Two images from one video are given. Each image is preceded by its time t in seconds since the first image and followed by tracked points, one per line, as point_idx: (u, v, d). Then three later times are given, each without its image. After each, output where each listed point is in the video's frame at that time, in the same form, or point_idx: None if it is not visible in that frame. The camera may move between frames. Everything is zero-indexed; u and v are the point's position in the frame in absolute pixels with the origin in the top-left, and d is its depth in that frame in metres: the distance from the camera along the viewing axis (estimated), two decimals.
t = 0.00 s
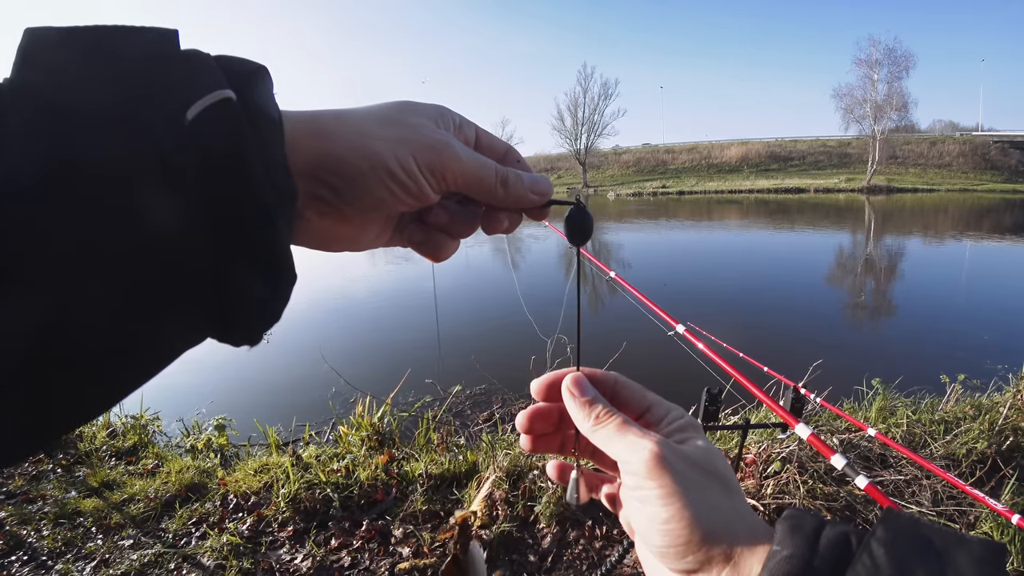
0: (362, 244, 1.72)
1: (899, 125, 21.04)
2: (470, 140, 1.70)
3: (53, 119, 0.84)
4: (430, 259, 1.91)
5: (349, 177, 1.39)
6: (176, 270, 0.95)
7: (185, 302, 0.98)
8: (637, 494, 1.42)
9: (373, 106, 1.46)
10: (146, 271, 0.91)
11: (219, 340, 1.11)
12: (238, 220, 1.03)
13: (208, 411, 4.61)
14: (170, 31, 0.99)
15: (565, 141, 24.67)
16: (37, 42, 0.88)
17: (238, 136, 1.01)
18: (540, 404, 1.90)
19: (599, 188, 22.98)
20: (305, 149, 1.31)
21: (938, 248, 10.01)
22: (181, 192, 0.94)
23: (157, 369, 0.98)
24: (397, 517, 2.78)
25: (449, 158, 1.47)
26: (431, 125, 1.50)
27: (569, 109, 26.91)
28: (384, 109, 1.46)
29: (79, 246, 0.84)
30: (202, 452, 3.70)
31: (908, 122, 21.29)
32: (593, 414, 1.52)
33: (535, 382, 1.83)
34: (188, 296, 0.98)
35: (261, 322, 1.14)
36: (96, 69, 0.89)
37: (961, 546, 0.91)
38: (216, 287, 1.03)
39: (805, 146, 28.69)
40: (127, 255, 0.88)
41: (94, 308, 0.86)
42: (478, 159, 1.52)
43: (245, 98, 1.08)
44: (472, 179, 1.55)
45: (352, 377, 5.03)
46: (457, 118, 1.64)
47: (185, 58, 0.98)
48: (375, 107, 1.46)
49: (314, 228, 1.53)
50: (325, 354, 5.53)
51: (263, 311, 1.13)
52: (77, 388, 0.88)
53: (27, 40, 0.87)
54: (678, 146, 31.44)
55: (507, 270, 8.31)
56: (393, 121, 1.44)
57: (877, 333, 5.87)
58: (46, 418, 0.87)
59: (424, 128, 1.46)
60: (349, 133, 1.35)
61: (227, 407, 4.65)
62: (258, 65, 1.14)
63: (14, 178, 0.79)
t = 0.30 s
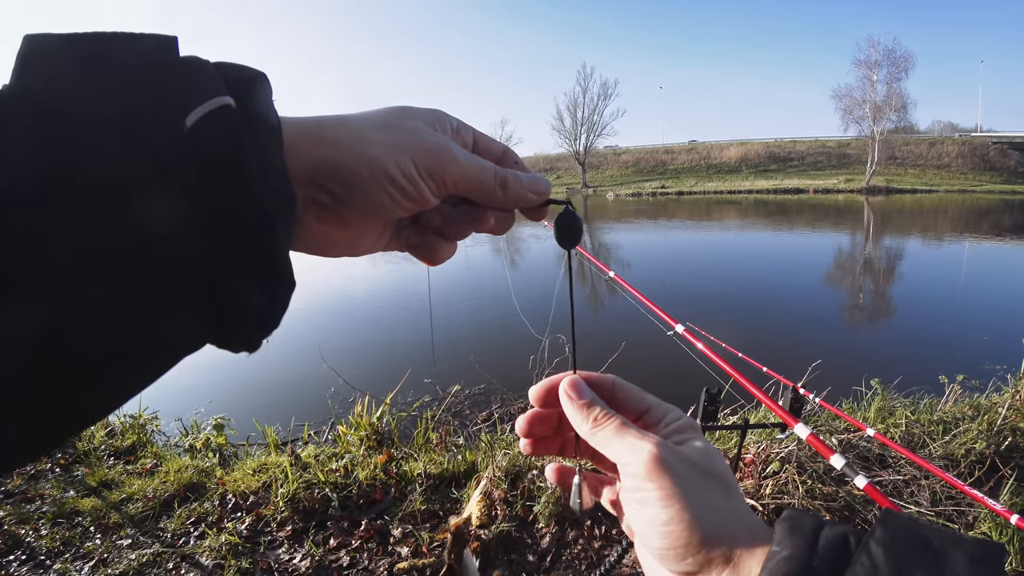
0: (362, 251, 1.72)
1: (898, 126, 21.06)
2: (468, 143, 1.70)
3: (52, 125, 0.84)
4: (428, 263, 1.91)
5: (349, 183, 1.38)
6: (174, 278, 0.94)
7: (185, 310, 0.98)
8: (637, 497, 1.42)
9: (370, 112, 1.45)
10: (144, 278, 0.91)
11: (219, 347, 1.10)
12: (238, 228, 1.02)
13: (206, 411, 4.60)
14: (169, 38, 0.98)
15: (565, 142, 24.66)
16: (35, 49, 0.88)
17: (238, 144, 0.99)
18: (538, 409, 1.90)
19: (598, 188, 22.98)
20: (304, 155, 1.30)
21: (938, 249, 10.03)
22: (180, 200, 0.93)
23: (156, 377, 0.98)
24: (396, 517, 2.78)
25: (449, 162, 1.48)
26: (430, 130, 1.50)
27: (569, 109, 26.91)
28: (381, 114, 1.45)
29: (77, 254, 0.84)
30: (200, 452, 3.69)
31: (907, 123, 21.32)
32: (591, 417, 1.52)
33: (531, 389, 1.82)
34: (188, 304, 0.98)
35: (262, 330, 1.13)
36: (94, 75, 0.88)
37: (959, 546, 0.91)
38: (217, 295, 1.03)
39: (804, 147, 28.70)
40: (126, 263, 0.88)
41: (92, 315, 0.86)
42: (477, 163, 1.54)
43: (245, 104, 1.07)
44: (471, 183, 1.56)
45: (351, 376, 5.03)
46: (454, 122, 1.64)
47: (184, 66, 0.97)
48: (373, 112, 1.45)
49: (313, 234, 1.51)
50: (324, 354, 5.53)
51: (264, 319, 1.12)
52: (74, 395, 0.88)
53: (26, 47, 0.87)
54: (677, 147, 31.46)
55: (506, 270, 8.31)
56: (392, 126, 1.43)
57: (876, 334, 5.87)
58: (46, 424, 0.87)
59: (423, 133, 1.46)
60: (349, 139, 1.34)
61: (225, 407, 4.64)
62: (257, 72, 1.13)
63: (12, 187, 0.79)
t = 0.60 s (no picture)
0: (352, 272, 1.66)
1: (897, 126, 21.08)
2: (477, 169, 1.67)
3: (55, 145, 0.84)
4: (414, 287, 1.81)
5: (356, 205, 1.38)
6: (178, 298, 0.94)
7: (188, 329, 0.97)
8: (639, 494, 1.42)
9: (379, 133, 1.46)
10: (148, 296, 0.90)
11: (222, 362, 1.09)
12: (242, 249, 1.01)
13: (206, 410, 4.59)
14: (176, 56, 0.98)
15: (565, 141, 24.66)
16: (41, 66, 0.88)
17: (243, 167, 0.98)
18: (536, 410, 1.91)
19: (598, 188, 22.98)
20: (312, 178, 1.31)
21: (937, 249, 10.03)
22: (184, 223, 0.92)
23: (160, 393, 0.97)
24: (393, 516, 2.77)
25: (458, 180, 1.47)
26: (439, 150, 1.50)
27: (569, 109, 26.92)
28: (391, 136, 1.46)
29: (80, 271, 0.84)
30: (200, 452, 3.70)
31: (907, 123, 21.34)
32: (590, 416, 1.52)
33: (528, 387, 1.82)
34: (193, 323, 0.97)
35: (264, 348, 1.12)
36: (98, 93, 0.88)
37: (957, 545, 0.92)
38: (220, 313, 1.02)
39: (804, 147, 28.71)
40: (129, 281, 0.88)
41: (95, 334, 0.86)
42: (487, 180, 1.53)
43: (252, 123, 1.06)
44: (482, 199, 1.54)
45: (350, 376, 5.03)
46: (467, 146, 1.63)
47: (191, 85, 0.96)
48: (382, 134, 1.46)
49: (318, 256, 1.51)
50: (323, 353, 5.53)
51: (267, 338, 1.11)
52: (77, 413, 0.87)
53: (30, 63, 0.87)
54: (677, 147, 31.47)
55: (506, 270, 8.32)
56: (401, 147, 1.44)
57: (875, 334, 5.88)
58: (49, 435, 0.86)
59: (432, 154, 1.46)
60: (357, 161, 1.35)
61: (225, 406, 4.64)
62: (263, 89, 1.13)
63: (14, 206, 0.81)
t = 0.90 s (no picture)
0: (346, 263, 1.67)
1: (897, 125, 21.07)
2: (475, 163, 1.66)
3: (52, 135, 0.84)
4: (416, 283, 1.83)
5: (350, 195, 1.38)
6: (176, 297, 0.94)
7: (187, 327, 0.98)
8: (644, 496, 1.42)
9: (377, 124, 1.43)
10: (146, 296, 0.90)
11: (221, 357, 1.10)
12: (240, 247, 1.01)
13: (205, 409, 4.59)
14: (173, 47, 0.97)
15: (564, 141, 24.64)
16: (37, 58, 0.88)
17: (240, 160, 0.98)
18: (540, 414, 1.91)
19: (598, 188, 22.97)
20: (305, 167, 1.29)
21: (937, 249, 10.03)
22: (182, 223, 0.93)
23: (158, 389, 0.98)
24: (392, 517, 2.76)
25: (458, 168, 1.43)
26: (438, 142, 1.48)
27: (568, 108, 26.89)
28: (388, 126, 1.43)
29: (79, 271, 0.84)
30: (199, 451, 3.70)
31: (906, 123, 21.33)
32: (594, 418, 1.52)
33: (530, 391, 1.81)
34: (191, 322, 0.98)
35: (264, 346, 1.13)
36: (95, 83, 0.88)
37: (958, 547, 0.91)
38: (219, 311, 1.03)
39: (803, 146, 28.70)
40: (128, 282, 0.88)
41: (94, 333, 0.86)
42: (489, 168, 1.46)
43: (250, 116, 1.05)
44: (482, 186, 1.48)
45: (350, 375, 5.03)
46: (464, 140, 1.60)
47: (187, 75, 0.97)
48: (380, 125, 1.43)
49: (315, 246, 1.52)
50: (323, 352, 5.53)
51: (267, 336, 1.12)
52: (77, 411, 0.88)
53: (27, 56, 0.87)
54: (677, 147, 31.46)
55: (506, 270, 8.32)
56: (397, 137, 1.40)
57: (874, 334, 5.88)
58: (47, 431, 0.87)
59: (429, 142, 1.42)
60: (349, 148, 1.32)
61: (224, 406, 4.64)
62: (260, 79, 1.12)
63: (9, 203, 0.80)
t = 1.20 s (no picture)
0: (352, 268, 1.66)
1: (896, 124, 21.07)
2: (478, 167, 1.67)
3: (55, 139, 0.84)
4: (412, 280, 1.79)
5: (357, 202, 1.39)
6: (181, 301, 0.94)
7: (191, 331, 0.98)
8: (643, 489, 1.43)
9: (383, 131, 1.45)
10: (150, 299, 0.91)
11: (224, 360, 1.10)
12: (245, 250, 1.02)
13: (205, 408, 4.59)
14: (178, 51, 0.97)
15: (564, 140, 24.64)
16: (41, 62, 0.87)
17: (247, 162, 0.98)
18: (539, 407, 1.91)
19: (597, 188, 22.98)
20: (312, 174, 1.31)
21: (935, 248, 10.04)
22: (186, 226, 0.92)
23: (161, 392, 0.98)
24: (391, 516, 2.76)
25: (460, 187, 1.43)
26: (441, 153, 1.47)
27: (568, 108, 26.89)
28: (394, 135, 1.45)
29: (84, 276, 0.84)
30: (198, 450, 3.70)
31: (905, 121, 21.33)
32: (594, 410, 1.52)
33: (530, 380, 1.80)
34: (195, 324, 0.98)
35: (269, 349, 1.14)
36: (99, 88, 0.88)
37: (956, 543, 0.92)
38: (223, 313, 1.04)
39: (803, 145, 28.70)
40: (133, 286, 0.88)
41: (97, 336, 0.86)
42: (491, 190, 1.47)
43: (255, 118, 1.05)
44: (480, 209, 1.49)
45: (349, 374, 5.02)
46: (467, 145, 1.61)
47: (192, 79, 0.96)
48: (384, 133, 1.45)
49: (321, 251, 1.51)
50: (321, 351, 5.52)
51: (271, 340, 1.12)
52: (81, 413, 0.88)
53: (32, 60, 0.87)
54: (676, 146, 31.46)
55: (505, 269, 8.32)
56: (403, 147, 1.42)
57: (873, 332, 5.88)
58: (51, 434, 0.87)
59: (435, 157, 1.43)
60: (358, 160, 1.35)
61: (224, 405, 4.64)
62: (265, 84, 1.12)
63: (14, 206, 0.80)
